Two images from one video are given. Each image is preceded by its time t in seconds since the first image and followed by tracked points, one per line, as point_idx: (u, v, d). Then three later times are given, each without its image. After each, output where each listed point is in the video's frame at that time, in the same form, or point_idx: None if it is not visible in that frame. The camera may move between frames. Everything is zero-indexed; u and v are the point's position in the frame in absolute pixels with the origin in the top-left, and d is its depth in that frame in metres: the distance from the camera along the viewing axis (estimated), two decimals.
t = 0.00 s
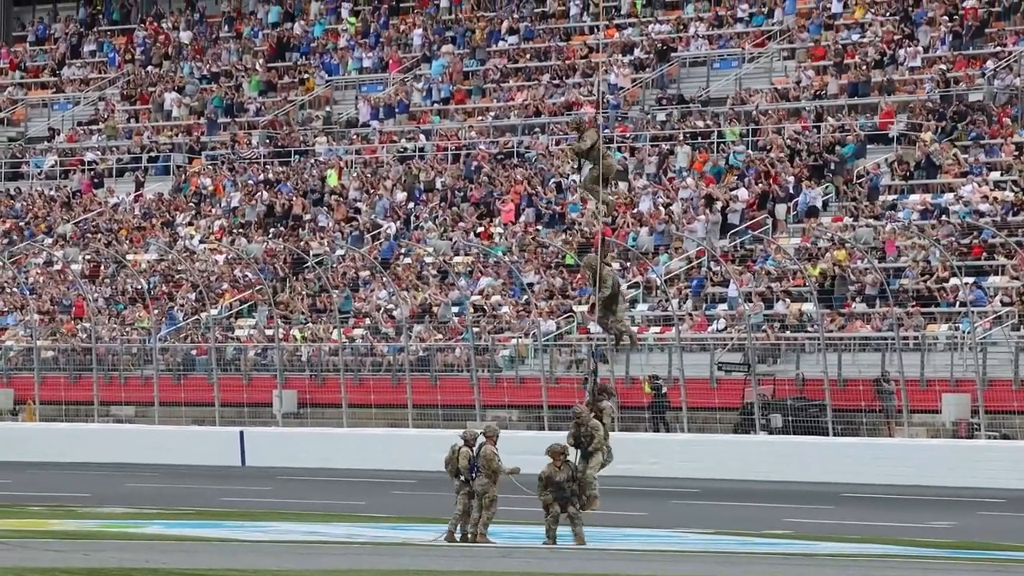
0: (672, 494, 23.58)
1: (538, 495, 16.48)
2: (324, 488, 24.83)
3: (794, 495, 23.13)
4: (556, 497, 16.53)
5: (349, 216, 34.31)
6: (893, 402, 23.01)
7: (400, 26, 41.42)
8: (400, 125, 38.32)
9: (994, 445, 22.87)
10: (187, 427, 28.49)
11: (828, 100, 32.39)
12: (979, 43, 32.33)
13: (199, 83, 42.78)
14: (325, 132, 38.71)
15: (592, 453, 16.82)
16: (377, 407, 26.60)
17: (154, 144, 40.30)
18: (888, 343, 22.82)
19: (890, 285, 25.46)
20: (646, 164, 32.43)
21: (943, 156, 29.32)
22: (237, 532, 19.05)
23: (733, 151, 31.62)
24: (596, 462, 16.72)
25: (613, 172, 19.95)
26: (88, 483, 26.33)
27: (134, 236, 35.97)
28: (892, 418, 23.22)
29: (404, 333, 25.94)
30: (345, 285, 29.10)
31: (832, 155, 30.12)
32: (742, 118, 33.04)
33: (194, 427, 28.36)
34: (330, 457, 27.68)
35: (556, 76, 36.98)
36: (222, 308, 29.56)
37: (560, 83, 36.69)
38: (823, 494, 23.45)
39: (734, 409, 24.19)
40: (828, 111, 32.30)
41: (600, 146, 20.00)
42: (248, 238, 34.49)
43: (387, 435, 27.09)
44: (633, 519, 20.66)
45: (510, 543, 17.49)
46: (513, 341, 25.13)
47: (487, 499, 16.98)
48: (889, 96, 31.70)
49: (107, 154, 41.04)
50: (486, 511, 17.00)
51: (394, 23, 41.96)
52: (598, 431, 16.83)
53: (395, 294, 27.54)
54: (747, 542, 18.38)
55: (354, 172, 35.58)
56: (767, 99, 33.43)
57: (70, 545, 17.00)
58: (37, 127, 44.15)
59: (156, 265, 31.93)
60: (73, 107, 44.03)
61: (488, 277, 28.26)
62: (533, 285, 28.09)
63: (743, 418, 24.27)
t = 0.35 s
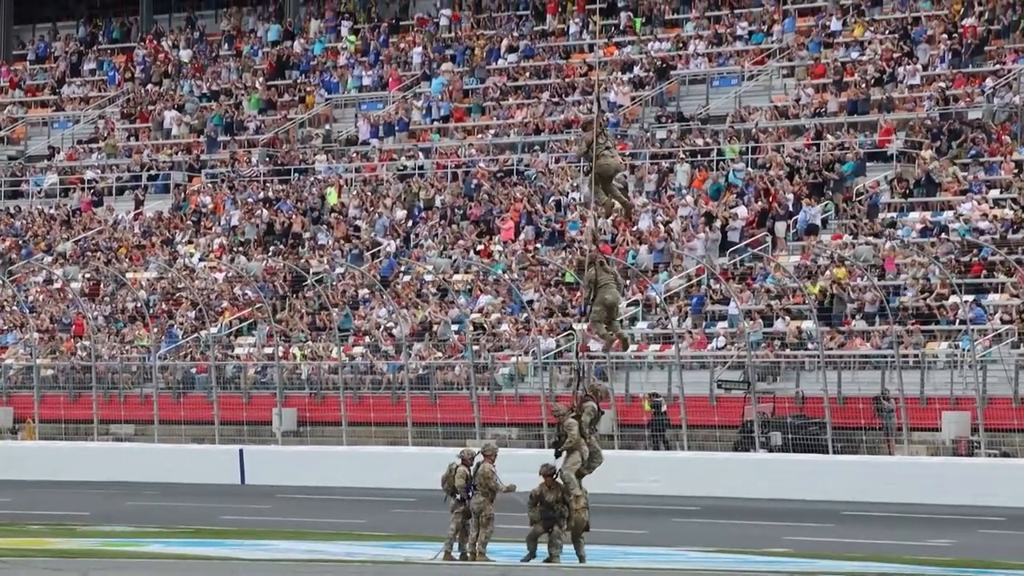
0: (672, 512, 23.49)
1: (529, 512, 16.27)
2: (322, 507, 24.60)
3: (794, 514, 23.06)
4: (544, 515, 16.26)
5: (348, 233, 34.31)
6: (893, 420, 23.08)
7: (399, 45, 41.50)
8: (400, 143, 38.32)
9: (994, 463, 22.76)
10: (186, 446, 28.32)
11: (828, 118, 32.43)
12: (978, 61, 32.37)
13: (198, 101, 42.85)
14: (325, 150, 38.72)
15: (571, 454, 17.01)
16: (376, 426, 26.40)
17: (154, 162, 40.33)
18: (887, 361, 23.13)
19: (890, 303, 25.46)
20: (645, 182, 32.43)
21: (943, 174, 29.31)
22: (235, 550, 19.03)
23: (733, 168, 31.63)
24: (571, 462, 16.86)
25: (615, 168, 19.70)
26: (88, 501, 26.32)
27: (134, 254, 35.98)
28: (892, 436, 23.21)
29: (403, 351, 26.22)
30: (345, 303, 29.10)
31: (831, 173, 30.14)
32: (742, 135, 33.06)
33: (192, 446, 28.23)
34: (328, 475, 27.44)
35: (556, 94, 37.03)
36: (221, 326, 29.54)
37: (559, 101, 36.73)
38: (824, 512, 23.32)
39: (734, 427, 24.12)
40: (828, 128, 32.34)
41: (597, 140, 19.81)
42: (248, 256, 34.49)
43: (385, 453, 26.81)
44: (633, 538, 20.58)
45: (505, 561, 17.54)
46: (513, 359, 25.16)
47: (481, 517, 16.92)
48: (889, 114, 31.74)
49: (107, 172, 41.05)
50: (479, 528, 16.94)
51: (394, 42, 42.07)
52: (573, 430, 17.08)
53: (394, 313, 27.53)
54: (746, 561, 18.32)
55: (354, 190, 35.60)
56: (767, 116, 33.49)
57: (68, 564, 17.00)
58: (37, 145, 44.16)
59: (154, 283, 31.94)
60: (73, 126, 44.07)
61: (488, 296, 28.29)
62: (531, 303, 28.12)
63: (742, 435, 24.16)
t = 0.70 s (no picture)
0: (671, 525, 23.47)
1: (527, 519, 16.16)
2: (323, 520, 24.62)
3: (794, 527, 23.07)
4: (539, 524, 16.11)
5: (347, 246, 34.32)
6: (892, 434, 23.07)
7: (399, 58, 41.57)
8: (399, 155, 38.32)
9: (994, 476, 22.73)
10: (184, 458, 28.29)
11: (828, 131, 32.46)
12: (978, 74, 32.41)
13: (198, 114, 42.90)
14: (324, 163, 38.73)
15: (549, 449, 16.26)
16: (375, 438, 26.39)
17: (153, 175, 40.35)
18: (886, 374, 23.06)
19: (890, 316, 25.46)
20: (645, 196, 32.42)
21: (942, 187, 29.31)
22: (234, 563, 19.02)
23: (730, 182, 31.71)
24: (547, 458, 16.16)
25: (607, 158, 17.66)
26: (87, 513, 26.30)
27: (133, 267, 35.97)
28: (892, 449, 23.23)
29: (403, 364, 26.32)
30: (344, 316, 29.11)
31: (831, 186, 30.18)
32: (742, 148, 33.08)
33: (193, 458, 28.25)
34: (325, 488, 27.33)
35: (555, 107, 37.09)
36: (220, 338, 29.53)
37: (559, 114, 36.78)
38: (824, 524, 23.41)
39: (734, 440, 24.11)
40: (827, 142, 32.38)
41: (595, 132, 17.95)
42: (247, 269, 34.48)
43: (384, 467, 26.68)
44: (631, 551, 20.56)
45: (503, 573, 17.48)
46: (513, 372, 25.31)
47: (480, 529, 16.76)
48: (888, 127, 31.79)
49: (106, 184, 41.06)
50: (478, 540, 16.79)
51: (393, 54, 42.16)
52: (552, 425, 16.29)
53: (394, 326, 27.52)
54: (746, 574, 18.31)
55: (353, 202, 35.63)
56: (766, 129, 33.56)
57: None
58: (37, 158, 44.17)
59: (153, 296, 31.94)
60: (73, 138, 44.09)
61: (487, 309, 28.27)
62: (530, 315, 28.13)
63: (741, 449, 24.17)
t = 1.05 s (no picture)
0: (674, 527, 23.54)
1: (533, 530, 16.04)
2: (327, 521, 24.68)
3: (797, 529, 23.07)
4: (539, 526, 16.02)
5: (350, 247, 34.35)
6: (895, 435, 22.96)
7: (402, 60, 41.61)
8: (402, 157, 38.31)
9: (998, 478, 22.76)
10: (187, 460, 28.34)
11: (831, 133, 32.44)
12: (981, 77, 32.41)
13: (201, 116, 42.93)
14: (328, 165, 38.71)
15: (537, 429, 16.81)
16: (379, 440, 26.57)
17: (157, 177, 40.39)
18: (889, 376, 22.82)
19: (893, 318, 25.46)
20: (648, 198, 32.37)
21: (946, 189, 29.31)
22: (237, 565, 19.05)
23: (735, 184, 31.69)
24: (534, 436, 16.71)
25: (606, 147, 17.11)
26: (90, 515, 26.34)
27: (137, 269, 35.99)
28: (895, 451, 23.15)
29: (406, 365, 26.13)
30: (347, 318, 28.83)
31: (834, 189, 30.18)
32: (745, 150, 33.06)
33: (197, 460, 28.20)
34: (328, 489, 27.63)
35: (559, 109, 37.14)
36: (224, 340, 29.48)
37: (562, 116, 36.87)
38: (826, 527, 23.43)
39: (737, 442, 24.20)
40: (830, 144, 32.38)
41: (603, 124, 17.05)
42: (250, 270, 34.48)
43: (394, 468, 26.86)
44: (635, 553, 20.55)
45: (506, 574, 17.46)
46: (515, 375, 25.38)
47: (480, 532, 16.70)
48: (892, 129, 31.78)
49: (109, 186, 41.09)
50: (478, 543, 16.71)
51: (397, 57, 42.22)
52: (539, 405, 16.82)
53: (397, 327, 27.51)
54: None
55: (357, 205, 35.66)
56: (769, 132, 33.55)
57: None
58: (40, 160, 44.18)
59: (156, 297, 31.94)
60: (76, 140, 44.10)
61: (490, 311, 28.22)
62: (534, 317, 28.13)
63: (744, 451, 24.23)
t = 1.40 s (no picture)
0: (690, 529, 23.48)
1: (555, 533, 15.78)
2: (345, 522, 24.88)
3: (813, 531, 23.05)
4: (562, 522, 15.79)
5: (367, 250, 34.38)
6: (913, 438, 22.99)
7: (419, 62, 41.65)
8: (420, 159, 38.35)
9: (1016, 482, 22.71)
10: (204, 462, 28.45)
11: (849, 136, 32.40)
12: (999, 79, 32.32)
13: (218, 118, 42.99)
14: (345, 167, 38.74)
15: (544, 422, 16.37)
16: (395, 443, 26.65)
17: (174, 179, 40.46)
18: (907, 379, 22.80)
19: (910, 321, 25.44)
20: (665, 201, 32.31)
21: (964, 192, 29.25)
22: (255, 567, 19.08)
23: (752, 187, 31.49)
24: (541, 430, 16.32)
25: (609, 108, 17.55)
26: (107, 517, 26.38)
27: (154, 271, 36.03)
28: (912, 455, 23.17)
29: (423, 368, 26.13)
30: (364, 320, 28.65)
31: (852, 192, 30.13)
32: (763, 153, 33.02)
33: (213, 462, 28.37)
34: (343, 489, 27.78)
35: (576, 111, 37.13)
36: (241, 343, 29.41)
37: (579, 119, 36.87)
38: (842, 530, 23.40)
39: (754, 445, 24.15)
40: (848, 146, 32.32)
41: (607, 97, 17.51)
42: (267, 273, 34.51)
43: (409, 470, 27.02)
44: (651, 556, 20.52)
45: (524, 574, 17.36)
46: (532, 377, 25.34)
47: (492, 533, 16.61)
48: (909, 132, 31.74)
49: (127, 188, 41.17)
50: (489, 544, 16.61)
51: (414, 59, 42.25)
52: (543, 396, 16.37)
53: (414, 329, 27.49)
54: None
55: (374, 207, 35.69)
56: (787, 134, 33.48)
57: None
58: (58, 162, 44.24)
59: (173, 300, 31.99)
60: (94, 143, 44.19)
61: (507, 313, 28.21)
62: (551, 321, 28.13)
63: (761, 454, 24.17)
